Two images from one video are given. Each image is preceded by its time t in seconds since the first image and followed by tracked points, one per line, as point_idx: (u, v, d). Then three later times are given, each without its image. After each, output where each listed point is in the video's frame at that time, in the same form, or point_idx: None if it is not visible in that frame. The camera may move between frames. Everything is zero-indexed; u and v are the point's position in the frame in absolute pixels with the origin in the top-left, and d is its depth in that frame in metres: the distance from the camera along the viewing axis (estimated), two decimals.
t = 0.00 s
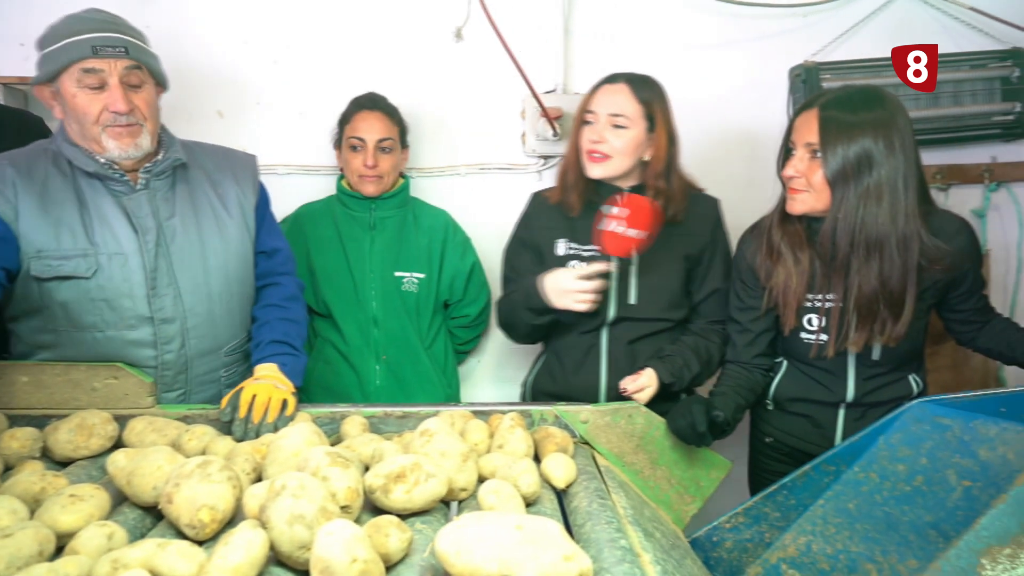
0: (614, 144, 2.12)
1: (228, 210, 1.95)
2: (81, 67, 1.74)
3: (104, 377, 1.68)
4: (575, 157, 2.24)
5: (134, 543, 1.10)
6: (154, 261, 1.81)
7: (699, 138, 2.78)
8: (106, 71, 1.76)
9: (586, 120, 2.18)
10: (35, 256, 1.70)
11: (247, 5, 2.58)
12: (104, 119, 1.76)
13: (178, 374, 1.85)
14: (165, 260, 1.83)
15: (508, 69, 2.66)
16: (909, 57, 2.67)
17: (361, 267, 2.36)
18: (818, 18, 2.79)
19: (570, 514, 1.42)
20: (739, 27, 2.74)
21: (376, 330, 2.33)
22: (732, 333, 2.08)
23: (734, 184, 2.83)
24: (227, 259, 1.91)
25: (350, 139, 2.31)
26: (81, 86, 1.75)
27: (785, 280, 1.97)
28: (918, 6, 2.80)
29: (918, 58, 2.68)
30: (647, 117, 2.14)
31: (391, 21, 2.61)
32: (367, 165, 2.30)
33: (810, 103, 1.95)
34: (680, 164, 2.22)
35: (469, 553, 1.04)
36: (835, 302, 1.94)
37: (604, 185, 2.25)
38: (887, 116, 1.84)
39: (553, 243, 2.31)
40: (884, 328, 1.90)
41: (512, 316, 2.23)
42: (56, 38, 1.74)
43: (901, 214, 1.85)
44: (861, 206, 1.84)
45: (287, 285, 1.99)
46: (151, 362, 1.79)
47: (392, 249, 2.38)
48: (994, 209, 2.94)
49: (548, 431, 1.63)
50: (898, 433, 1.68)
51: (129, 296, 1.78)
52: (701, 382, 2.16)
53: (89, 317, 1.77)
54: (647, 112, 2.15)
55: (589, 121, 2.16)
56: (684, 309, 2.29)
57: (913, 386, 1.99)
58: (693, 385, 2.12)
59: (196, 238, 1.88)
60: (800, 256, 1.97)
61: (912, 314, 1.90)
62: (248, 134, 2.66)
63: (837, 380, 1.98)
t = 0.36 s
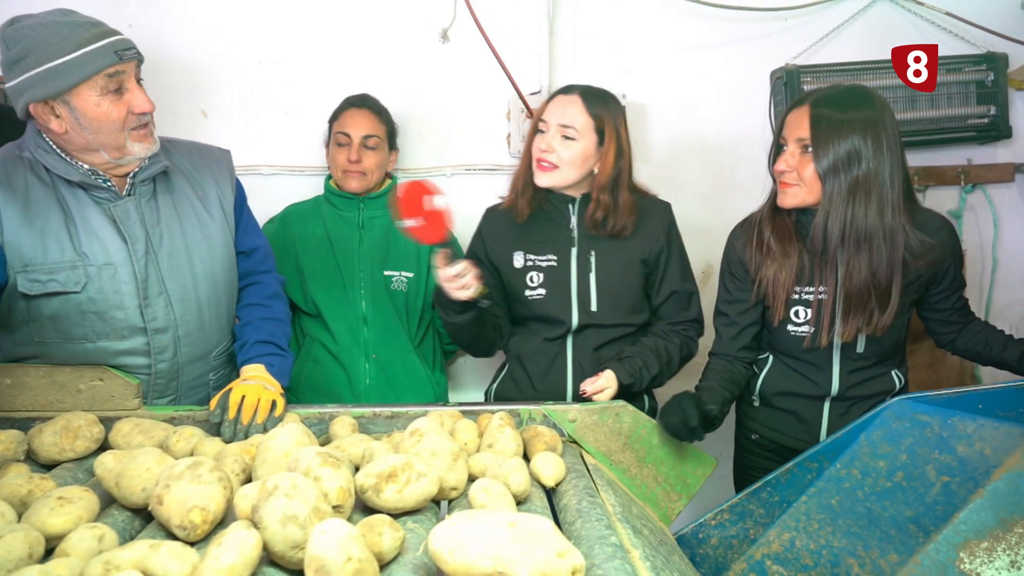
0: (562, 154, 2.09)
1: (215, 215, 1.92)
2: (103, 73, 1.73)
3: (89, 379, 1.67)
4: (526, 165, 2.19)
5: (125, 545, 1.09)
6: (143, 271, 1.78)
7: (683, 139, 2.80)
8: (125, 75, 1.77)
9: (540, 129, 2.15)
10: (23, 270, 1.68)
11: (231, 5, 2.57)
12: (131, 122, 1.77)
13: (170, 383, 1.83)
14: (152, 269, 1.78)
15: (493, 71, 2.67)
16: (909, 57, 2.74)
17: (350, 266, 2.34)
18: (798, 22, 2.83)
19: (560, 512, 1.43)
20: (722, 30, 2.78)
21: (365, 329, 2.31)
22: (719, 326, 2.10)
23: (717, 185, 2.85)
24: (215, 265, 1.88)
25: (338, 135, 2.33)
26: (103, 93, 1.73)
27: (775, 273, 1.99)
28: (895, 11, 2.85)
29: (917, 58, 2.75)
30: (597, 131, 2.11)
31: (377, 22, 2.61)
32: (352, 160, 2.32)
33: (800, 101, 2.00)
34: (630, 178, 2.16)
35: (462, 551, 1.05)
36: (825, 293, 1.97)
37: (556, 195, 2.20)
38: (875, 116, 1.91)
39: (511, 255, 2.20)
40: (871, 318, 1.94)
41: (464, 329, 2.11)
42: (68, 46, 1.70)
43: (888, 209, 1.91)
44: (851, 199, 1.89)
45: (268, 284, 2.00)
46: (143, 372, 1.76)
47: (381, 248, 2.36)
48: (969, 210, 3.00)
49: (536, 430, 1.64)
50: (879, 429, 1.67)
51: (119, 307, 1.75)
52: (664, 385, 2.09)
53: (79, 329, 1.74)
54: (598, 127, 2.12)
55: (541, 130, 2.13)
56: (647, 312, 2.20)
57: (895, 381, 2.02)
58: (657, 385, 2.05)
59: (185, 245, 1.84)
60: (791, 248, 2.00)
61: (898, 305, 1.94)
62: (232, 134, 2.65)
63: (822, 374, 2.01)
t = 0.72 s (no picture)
0: (550, 146, 1.95)
1: (225, 207, 1.87)
2: (110, 67, 1.65)
3: (106, 374, 1.66)
4: (520, 156, 2.07)
5: (154, 536, 1.10)
6: (158, 269, 1.72)
7: (689, 137, 2.82)
8: (131, 68, 1.69)
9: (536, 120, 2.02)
10: (38, 273, 1.61)
11: (240, 3, 2.58)
12: (139, 116, 1.70)
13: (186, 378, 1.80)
14: (166, 268, 1.73)
15: (501, 69, 2.68)
16: (908, 57, 2.76)
17: (360, 260, 2.29)
18: (803, 21, 2.85)
19: (578, 505, 1.44)
20: (727, 29, 2.79)
21: (376, 325, 2.28)
22: (727, 319, 2.13)
23: (723, 183, 2.87)
24: (227, 260, 1.83)
25: (346, 127, 2.35)
26: (111, 88, 1.66)
27: (786, 267, 2.01)
28: (898, 11, 2.87)
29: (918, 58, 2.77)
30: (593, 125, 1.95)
31: (385, 21, 2.62)
32: (354, 153, 2.32)
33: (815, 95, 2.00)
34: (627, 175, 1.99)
35: (489, 540, 1.06)
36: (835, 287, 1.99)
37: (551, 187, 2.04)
38: (889, 111, 1.92)
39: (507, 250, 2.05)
40: (883, 310, 1.96)
41: (432, 304, 1.98)
42: (72, 42, 1.61)
43: (901, 202, 1.92)
44: (865, 192, 1.90)
45: (276, 278, 1.96)
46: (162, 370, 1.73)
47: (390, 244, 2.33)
48: (972, 208, 3.02)
49: (552, 424, 1.66)
50: (887, 425, 1.72)
51: (135, 306, 1.70)
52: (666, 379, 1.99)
53: (95, 329, 1.69)
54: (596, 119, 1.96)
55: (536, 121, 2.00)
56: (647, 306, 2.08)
57: (902, 376, 2.04)
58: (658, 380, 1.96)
59: (197, 241, 1.79)
60: (803, 242, 2.01)
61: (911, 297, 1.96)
62: (240, 132, 2.65)
63: (832, 369, 2.03)
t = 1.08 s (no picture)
0: (582, 145, 1.95)
1: (256, 202, 1.85)
2: (147, 67, 1.64)
3: (143, 368, 1.66)
4: (551, 152, 2.08)
5: (212, 527, 1.10)
6: (193, 264, 1.71)
7: (708, 135, 2.83)
8: (167, 67, 1.68)
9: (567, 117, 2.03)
10: (75, 268, 1.60)
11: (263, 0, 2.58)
12: (172, 115, 1.69)
13: (222, 372, 1.79)
14: (200, 263, 1.71)
15: (522, 66, 2.69)
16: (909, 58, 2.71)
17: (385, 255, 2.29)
18: (822, 19, 2.86)
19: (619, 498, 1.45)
20: (747, 27, 2.80)
21: (401, 320, 2.27)
22: (752, 313, 2.14)
23: (740, 180, 2.88)
24: (259, 255, 1.81)
25: (372, 124, 2.36)
26: (146, 87, 1.65)
27: (813, 262, 2.02)
28: (916, 9, 2.89)
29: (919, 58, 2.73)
30: (624, 124, 1.95)
31: (408, 18, 2.63)
32: (380, 149, 2.33)
33: (845, 92, 2.02)
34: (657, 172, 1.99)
35: (546, 531, 1.07)
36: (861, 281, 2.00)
37: (580, 182, 2.05)
38: (920, 109, 1.95)
39: (537, 243, 2.05)
40: (913, 304, 1.99)
41: (432, 289, 1.92)
42: (108, 40, 1.60)
43: (932, 198, 1.95)
44: (897, 188, 1.93)
45: (306, 274, 1.96)
46: (198, 364, 1.72)
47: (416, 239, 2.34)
48: (987, 205, 3.04)
49: (587, 418, 1.66)
50: (913, 419, 1.73)
51: (171, 302, 1.68)
52: (694, 376, 2.00)
53: (132, 324, 1.68)
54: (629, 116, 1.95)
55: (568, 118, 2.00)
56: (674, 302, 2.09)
57: (927, 371, 2.06)
58: (688, 377, 1.96)
59: (230, 236, 1.77)
60: (829, 236, 2.02)
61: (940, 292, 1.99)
62: (263, 129, 2.66)
63: (857, 362, 2.04)
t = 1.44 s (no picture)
0: (630, 128, 1.97)
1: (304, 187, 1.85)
2: (202, 44, 1.64)
3: (195, 352, 1.66)
4: (594, 138, 2.10)
5: (290, 506, 1.10)
6: (245, 246, 1.70)
7: (740, 122, 2.82)
8: (221, 45, 1.68)
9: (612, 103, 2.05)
10: (131, 248, 1.60)
11: None
12: (227, 93, 1.68)
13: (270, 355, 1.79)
14: (252, 246, 1.71)
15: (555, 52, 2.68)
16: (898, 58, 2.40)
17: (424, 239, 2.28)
18: (855, 5, 2.84)
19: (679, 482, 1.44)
20: (780, 13, 2.79)
21: (440, 305, 2.27)
22: (793, 297, 2.13)
23: (771, 167, 2.87)
24: (306, 239, 1.81)
25: (408, 110, 2.35)
26: (202, 64, 1.64)
27: (857, 248, 2.02)
28: None
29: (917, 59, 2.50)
30: (672, 108, 1.97)
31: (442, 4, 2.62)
32: (417, 135, 2.33)
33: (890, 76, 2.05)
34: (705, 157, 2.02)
35: (626, 510, 1.07)
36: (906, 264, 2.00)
37: (625, 167, 2.06)
38: (965, 92, 1.99)
39: (580, 228, 2.06)
40: (959, 285, 1.99)
41: (474, 274, 1.90)
42: (164, 16, 1.59)
43: (977, 179, 1.98)
44: (944, 170, 1.95)
45: (350, 258, 1.95)
46: (248, 346, 1.72)
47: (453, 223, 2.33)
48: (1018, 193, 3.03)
49: (638, 402, 1.66)
50: (956, 404, 1.72)
51: (224, 283, 1.68)
52: (736, 360, 2.00)
53: (184, 305, 1.68)
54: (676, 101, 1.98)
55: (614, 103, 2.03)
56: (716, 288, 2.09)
57: (970, 354, 2.06)
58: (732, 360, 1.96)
59: (281, 220, 1.77)
60: (874, 219, 2.02)
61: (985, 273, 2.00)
62: (296, 116, 2.65)
63: (899, 345, 2.03)
